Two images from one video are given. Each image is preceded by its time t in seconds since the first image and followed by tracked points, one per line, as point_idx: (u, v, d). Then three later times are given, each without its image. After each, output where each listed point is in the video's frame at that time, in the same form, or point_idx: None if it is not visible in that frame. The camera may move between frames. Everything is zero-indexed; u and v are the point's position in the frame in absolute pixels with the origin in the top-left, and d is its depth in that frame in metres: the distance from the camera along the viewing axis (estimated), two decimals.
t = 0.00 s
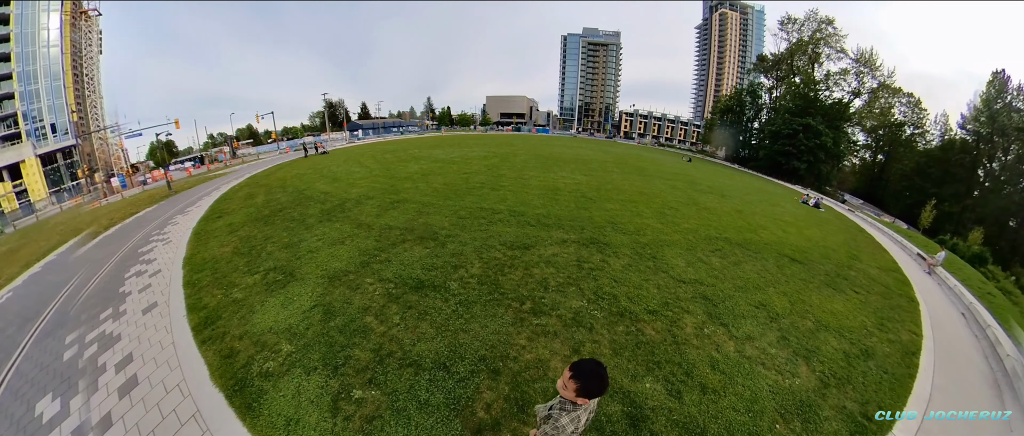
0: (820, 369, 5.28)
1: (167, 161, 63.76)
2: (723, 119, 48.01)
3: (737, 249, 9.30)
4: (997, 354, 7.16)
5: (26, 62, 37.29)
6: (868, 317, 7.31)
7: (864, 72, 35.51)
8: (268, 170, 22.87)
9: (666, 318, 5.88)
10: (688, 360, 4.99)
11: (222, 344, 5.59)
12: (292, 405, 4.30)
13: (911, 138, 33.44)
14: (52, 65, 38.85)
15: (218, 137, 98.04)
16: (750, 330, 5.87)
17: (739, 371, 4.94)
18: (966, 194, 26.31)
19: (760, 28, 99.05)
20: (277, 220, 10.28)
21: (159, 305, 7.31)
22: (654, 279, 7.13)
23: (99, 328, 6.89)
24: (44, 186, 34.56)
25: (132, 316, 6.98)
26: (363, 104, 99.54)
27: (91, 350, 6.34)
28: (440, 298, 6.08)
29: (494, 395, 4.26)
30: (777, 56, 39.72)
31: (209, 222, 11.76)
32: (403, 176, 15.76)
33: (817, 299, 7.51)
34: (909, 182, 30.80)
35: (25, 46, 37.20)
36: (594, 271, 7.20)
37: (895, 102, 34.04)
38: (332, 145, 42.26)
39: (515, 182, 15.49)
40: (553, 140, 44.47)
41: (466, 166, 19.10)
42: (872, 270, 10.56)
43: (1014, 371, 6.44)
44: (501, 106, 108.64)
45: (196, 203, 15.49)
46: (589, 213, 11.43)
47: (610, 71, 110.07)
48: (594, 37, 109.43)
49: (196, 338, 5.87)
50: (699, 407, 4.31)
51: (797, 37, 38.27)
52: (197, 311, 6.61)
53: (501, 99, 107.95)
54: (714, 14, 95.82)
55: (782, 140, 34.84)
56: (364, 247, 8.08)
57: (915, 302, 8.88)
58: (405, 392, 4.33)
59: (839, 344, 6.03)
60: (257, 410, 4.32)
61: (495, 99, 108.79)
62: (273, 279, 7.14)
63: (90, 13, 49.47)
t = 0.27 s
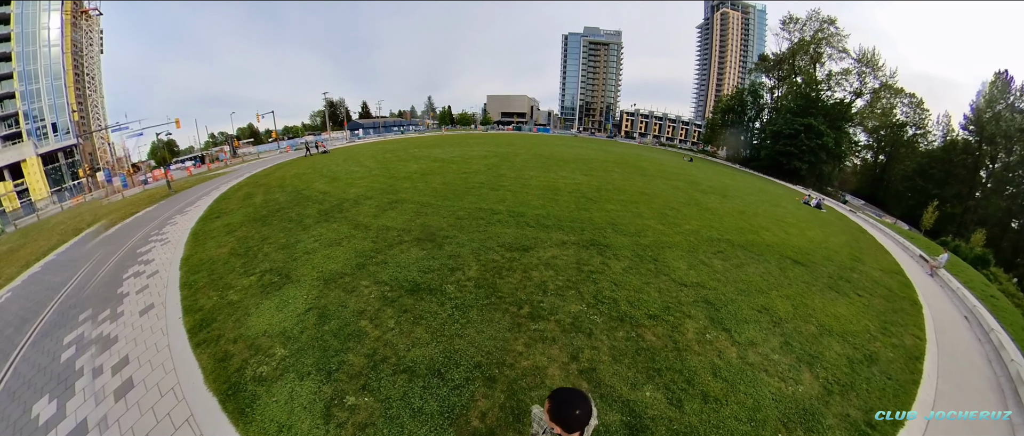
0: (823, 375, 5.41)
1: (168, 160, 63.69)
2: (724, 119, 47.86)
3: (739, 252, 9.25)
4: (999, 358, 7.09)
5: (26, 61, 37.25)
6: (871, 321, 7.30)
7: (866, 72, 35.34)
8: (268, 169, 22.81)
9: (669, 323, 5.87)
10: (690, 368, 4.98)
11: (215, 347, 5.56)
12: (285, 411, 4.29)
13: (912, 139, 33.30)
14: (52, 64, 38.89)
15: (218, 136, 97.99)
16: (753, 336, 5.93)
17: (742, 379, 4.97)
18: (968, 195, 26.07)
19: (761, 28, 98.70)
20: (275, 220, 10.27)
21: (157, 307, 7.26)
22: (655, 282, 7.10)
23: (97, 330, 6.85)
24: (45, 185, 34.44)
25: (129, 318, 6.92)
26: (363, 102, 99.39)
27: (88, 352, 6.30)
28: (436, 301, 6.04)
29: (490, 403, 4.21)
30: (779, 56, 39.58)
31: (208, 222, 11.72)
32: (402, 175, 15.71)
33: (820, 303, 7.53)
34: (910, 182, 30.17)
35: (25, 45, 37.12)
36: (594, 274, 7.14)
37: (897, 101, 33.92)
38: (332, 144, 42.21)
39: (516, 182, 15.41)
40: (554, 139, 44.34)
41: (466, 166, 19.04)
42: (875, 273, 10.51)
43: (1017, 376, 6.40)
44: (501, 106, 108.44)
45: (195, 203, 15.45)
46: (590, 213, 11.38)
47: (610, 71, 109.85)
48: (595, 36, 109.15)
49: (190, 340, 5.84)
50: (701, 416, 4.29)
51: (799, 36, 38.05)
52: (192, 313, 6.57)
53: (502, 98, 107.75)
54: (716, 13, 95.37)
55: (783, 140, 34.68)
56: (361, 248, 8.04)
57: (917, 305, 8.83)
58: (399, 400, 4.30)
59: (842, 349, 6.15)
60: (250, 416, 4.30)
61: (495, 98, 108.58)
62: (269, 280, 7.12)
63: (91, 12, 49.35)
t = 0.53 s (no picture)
0: (825, 380, 5.40)
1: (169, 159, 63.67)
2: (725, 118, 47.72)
3: (741, 253, 9.19)
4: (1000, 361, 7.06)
5: (27, 60, 37.08)
6: (874, 324, 7.25)
7: (867, 72, 35.20)
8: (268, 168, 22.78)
9: (671, 327, 5.83)
10: (692, 373, 4.95)
11: (211, 349, 5.53)
12: (280, 415, 4.28)
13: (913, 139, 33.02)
14: (53, 63, 38.81)
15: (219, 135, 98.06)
16: (756, 339, 5.91)
17: (744, 384, 4.95)
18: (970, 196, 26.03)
19: (763, 28, 98.41)
20: (274, 220, 10.24)
21: (154, 307, 7.23)
22: (656, 284, 7.05)
23: (94, 330, 6.82)
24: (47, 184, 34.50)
25: (127, 318, 6.89)
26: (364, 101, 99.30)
27: (85, 352, 6.27)
28: (435, 303, 6.01)
29: (487, 408, 4.17)
30: (780, 56, 39.46)
31: (207, 221, 11.70)
32: (402, 175, 15.67)
33: (822, 306, 7.49)
34: (912, 184, 30.13)
35: (26, 44, 36.93)
36: (595, 276, 7.09)
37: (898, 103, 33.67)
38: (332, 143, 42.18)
39: (516, 182, 15.35)
40: (554, 139, 44.26)
41: (466, 165, 18.98)
42: (876, 275, 10.47)
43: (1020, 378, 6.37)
44: (502, 105, 108.34)
45: (195, 202, 15.44)
46: (590, 214, 11.33)
47: (612, 70, 109.69)
48: (597, 35, 108.92)
49: (187, 341, 5.81)
50: (702, 423, 4.26)
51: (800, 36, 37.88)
52: (190, 314, 6.55)
53: (503, 98, 107.63)
54: (718, 13, 95.05)
55: (784, 140, 34.58)
56: (359, 249, 7.99)
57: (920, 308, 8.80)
58: (394, 404, 4.27)
59: (845, 353, 6.10)
60: (245, 419, 4.31)
61: (496, 97, 108.47)
62: (267, 281, 7.10)
63: (92, 10, 48.97)
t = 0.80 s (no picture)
0: (826, 385, 5.39)
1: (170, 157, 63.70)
2: (727, 119, 47.60)
3: (742, 256, 9.19)
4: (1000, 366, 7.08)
5: (26, 59, 36.88)
6: (874, 328, 7.25)
7: (869, 74, 35.14)
8: (268, 167, 22.78)
9: (671, 331, 5.83)
10: (691, 377, 4.97)
11: (211, 351, 5.56)
12: (281, 418, 4.30)
13: (914, 141, 32.85)
14: (52, 62, 38.62)
15: (221, 134, 98.16)
16: (756, 344, 5.91)
17: (744, 389, 4.96)
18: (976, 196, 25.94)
19: (765, 28, 98.23)
20: (274, 221, 10.26)
21: (153, 308, 7.23)
22: (657, 288, 7.06)
23: (95, 331, 6.83)
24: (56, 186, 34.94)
25: (126, 319, 6.91)
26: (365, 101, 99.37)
27: (86, 353, 6.30)
28: (435, 306, 6.02)
29: (487, 413, 4.18)
30: (782, 57, 39.39)
31: (208, 221, 11.72)
32: (402, 175, 15.66)
33: (823, 310, 7.48)
34: (912, 185, 30.19)
35: (26, 43, 36.80)
36: (595, 279, 7.09)
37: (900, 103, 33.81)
38: (334, 142, 42.23)
39: (517, 182, 15.34)
40: (556, 138, 44.22)
41: (467, 165, 18.98)
42: (877, 277, 10.46)
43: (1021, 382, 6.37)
44: (503, 104, 108.23)
45: (195, 201, 15.46)
46: (591, 215, 11.33)
47: (613, 70, 109.54)
48: (598, 35, 108.75)
49: (187, 343, 5.84)
50: (701, 429, 4.26)
51: (802, 37, 37.76)
52: (190, 316, 6.56)
53: (504, 97, 107.60)
54: (719, 13, 94.98)
55: (786, 141, 34.51)
56: (359, 250, 8.01)
57: (920, 311, 8.80)
58: (394, 409, 4.29)
59: (845, 357, 6.10)
60: (246, 421, 4.33)
61: (497, 97, 108.35)
62: (267, 282, 7.12)
63: (94, 10, 48.60)
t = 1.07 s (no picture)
0: (825, 388, 5.40)
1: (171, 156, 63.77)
2: (728, 119, 47.52)
3: (742, 258, 9.19)
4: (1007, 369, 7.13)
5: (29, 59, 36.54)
6: (874, 331, 7.26)
7: (870, 74, 35.09)
8: (269, 166, 22.79)
9: (671, 334, 5.83)
10: (691, 380, 4.99)
11: (211, 351, 5.58)
12: (280, 419, 4.31)
13: (919, 140, 32.55)
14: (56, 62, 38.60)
15: (222, 132, 98.31)
16: (755, 346, 5.92)
17: (743, 392, 4.97)
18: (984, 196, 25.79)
19: (766, 28, 98.13)
20: (275, 220, 10.28)
21: (153, 308, 7.25)
22: (657, 289, 7.06)
23: (95, 331, 6.85)
24: (62, 185, 34.91)
25: (127, 318, 6.93)
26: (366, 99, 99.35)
27: (86, 353, 6.32)
28: (435, 306, 6.04)
29: (486, 416, 4.18)
30: (784, 57, 39.29)
31: (209, 221, 11.74)
32: (403, 175, 15.66)
33: (823, 312, 7.48)
34: (914, 186, 30.83)
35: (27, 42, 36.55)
36: (596, 281, 7.09)
37: (909, 100, 33.53)
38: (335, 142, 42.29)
39: (517, 182, 15.35)
40: (557, 138, 44.20)
41: (467, 165, 18.98)
42: (878, 280, 10.45)
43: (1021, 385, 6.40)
44: (504, 104, 108.17)
45: (196, 201, 15.47)
46: (592, 216, 11.32)
47: (614, 70, 109.41)
48: (599, 34, 108.65)
49: (186, 344, 5.85)
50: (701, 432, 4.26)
51: (803, 37, 37.66)
52: (190, 316, 6.58)
53: (505, 97, 107.57)
54: (720, 13, 94.96)
55: (787, 141, 34.46)
56: (359, 250, 8.02)
57: (921, 313, 8.80)
58: (394, 410, 4.30)
59: (845, 360, 6.10)
60: (246, 422, 4.35)
61: (498, 97, 108.28)
62: (267, 283, 7.13)
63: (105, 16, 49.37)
